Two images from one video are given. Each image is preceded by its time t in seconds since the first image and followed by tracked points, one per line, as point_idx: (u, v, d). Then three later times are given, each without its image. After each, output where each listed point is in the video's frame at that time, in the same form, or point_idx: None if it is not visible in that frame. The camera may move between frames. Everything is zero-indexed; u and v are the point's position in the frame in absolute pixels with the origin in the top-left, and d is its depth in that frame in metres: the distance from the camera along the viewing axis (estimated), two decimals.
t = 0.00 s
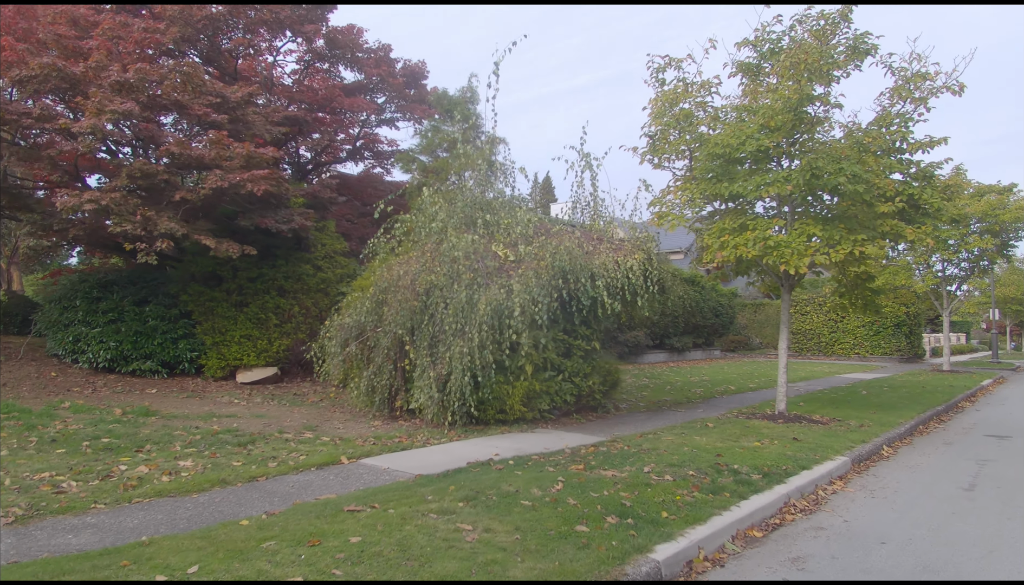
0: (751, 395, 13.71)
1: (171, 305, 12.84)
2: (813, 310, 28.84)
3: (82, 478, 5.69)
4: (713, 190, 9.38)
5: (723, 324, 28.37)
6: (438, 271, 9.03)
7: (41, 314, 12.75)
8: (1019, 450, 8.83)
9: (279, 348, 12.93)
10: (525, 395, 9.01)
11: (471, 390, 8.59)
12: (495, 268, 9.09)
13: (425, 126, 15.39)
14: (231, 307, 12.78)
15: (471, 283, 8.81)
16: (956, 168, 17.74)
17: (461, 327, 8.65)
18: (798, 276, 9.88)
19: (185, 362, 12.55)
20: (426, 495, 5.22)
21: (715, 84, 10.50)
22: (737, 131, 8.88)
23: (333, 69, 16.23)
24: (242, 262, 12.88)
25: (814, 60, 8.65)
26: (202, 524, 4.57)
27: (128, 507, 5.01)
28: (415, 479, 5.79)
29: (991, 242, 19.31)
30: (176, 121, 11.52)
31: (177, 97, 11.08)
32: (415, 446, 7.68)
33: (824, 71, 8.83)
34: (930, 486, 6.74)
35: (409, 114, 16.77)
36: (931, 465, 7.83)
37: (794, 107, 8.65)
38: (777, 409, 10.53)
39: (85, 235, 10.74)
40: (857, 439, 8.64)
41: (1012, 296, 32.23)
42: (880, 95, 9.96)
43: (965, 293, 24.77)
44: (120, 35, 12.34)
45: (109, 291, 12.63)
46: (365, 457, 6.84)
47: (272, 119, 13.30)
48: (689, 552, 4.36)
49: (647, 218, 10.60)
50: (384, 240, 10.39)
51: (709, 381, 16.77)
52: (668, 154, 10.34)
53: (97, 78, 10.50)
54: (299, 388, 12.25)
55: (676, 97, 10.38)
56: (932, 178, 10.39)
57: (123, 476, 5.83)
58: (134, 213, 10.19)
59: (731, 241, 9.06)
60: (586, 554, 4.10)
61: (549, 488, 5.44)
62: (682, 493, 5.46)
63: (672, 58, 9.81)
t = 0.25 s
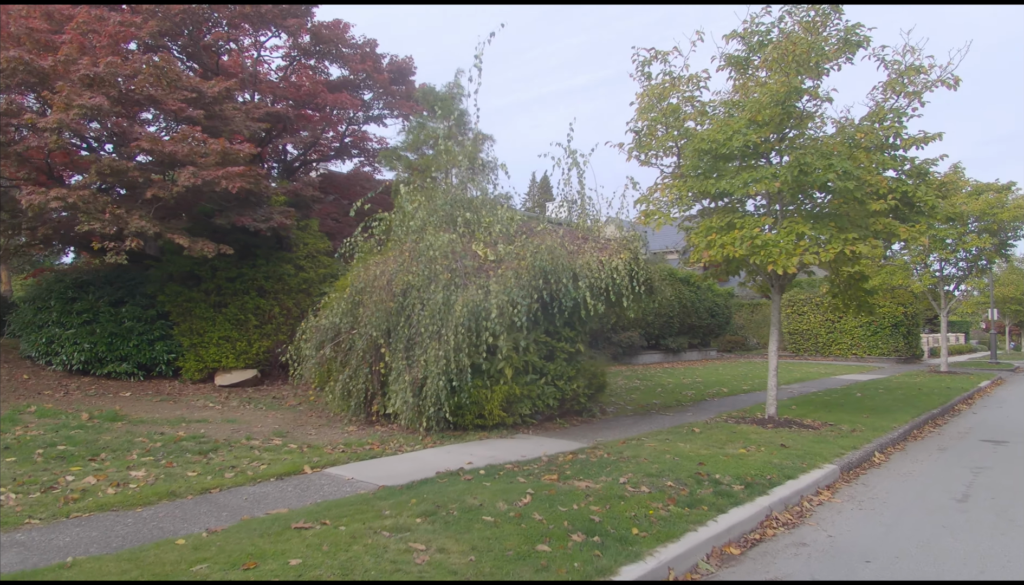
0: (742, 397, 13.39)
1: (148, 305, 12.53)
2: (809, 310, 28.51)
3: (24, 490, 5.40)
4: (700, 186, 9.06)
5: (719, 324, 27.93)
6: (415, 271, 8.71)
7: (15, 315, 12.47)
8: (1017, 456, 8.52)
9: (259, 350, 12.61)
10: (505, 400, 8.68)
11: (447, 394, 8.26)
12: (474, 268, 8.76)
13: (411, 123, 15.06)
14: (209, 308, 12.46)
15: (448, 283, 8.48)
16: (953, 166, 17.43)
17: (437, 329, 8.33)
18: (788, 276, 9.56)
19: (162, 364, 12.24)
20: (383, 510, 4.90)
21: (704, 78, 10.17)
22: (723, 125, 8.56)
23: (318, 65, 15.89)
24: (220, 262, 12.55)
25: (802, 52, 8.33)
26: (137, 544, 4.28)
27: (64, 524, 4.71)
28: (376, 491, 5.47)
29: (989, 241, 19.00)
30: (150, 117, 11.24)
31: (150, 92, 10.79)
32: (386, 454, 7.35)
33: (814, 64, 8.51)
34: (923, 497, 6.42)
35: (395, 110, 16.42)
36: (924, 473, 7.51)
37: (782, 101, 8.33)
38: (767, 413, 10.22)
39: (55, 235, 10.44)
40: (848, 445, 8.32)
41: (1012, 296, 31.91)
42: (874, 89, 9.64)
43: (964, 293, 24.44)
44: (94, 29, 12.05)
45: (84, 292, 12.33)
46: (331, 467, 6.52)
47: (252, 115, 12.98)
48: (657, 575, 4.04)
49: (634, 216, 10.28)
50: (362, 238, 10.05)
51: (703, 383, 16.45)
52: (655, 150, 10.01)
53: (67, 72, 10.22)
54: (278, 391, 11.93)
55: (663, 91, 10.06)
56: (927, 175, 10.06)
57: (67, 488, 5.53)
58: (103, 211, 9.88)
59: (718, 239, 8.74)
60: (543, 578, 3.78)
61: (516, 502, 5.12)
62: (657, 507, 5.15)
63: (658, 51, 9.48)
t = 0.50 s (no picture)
0: (735, 397, 13.05)
1: (124, 303, 12.22)
2: (807, 309, 28.20)
3: None
4: (688, 179, 8.70)
5: (715, 324, 27.52)
6: (390, 266, 8.36)
7: None
8: (1016, 459, 8.18)
9: (238, 349, 12.28)
10: (483, 400, 8.33)
11: (421, 394, 7.91)
12: (452, 263, 8.40)
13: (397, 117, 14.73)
14: (186, 305, 12.13)
15: (424, 279, 8.13)
16: (952, 162, 17.10)
17: (411, 327, 7.98)
18: (779, 272, 9.22)
19: (138, 363, 11.95)
20: (334, 519, 4.56)
21: (693, 67, 9.83)
22: (711, 114, 8.21)
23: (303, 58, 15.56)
24: (198, 258, 12.22)
25: (792, 37, 8.00)
26: (60, 556, 4.02)
27: None
28: (332, 498, 5.13)
29: (988, 239, 18.65)
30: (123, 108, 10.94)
31: (122, 82, 10.50)
32: (355, 456, 7.00)
33: (805, 50, 8.16)
34: (916, 502, 6.08)
35: (382, 105, 16.08)
36: (920, 477, 7.16)
37: (770, 87, 8.00)
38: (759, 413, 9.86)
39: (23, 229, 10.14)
40: (841, 447, 7.97)
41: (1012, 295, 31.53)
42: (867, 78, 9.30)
43: (963, 291, 24.08)
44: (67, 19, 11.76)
45: (58, 290, 12.03)
46: (292, 471, 6.18)
47: (231, 107, 12.65)
48: None
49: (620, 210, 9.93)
50: (338, 233, 9.70)
51: (696, 383, 16.13)
52: (642, 141, 9.67)
53: (35, 62, 9.94)
54: (255, 391, 11.60)
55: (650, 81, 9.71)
56: (923, 168, 9.71)
57: (4, 494, 5.23)
58: (70, 205, 9.57)
59: (706, 233, 8.39)
60: None
61: (479, 509, 4.78)
62: (629, 515, 4.81)
63: (645, 38, 9.13)
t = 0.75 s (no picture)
0: (728, 401, 12.71)
1: (100, 304, 11.91)
2: (806, 309, 27.84)
3: None
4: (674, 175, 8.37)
5: (713, 324, 27.14)
6: (364, 265, 8.02)
7: None
8: (1015, 467, 7.84)
9: (217, 351, 11.97)
10: (460, 406, 8.00)
11: (395, 400, 7.57)
12: (429, 262, 8.06)
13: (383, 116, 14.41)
14: (164, 306, 11.81)
15: (399, 279, 7.79)
16: (952, 159, 16.75)
17: (385, 329, 7.64)
18: (770, 271, 8.88)
19: (114, 366, 11.64)
20: (279, 538, 4.25)
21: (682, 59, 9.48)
22: (698, 107, 7.87)
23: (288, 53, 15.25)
24: (175, 258, 11.89)
25: (783, 26, 7.66)
26: None
27: None
28: (283, 513, 4.81)
29: (989, 238, 18.28)
30: (97, 104, 10.64)
31: (95, 77, 10.21)
32: (321, 465, 6.68)
33: (797, 41, 7.82)
34: (910, 516, 5.74)
35: (369, 101, 15.76)
36: (914, 487, 6.83)
37: (759, 79, 7.66)
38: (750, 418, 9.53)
39: None
40: (833, 454, 7.63)
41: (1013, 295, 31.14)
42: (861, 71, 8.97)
43: (964, 292, 23.71)
44: (42, 13, 11.48)
45: (32, 290, 11.72)
46: (250, 482, 5.86)
47: (211, 103, 12.34)
48: None
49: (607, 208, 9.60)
50: (314, 231, 9.37)
51: (690, 385, 15.79)
52: (629, 136, 9.34)
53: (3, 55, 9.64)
54: (234, 394, 11.28)
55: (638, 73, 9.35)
56: (919, 164, 9.37)
57: None
58: (37, 202, 9.27)
59: (692, 232, 8.06)
60: None
61: (437, 527, 4.45)
62: (598, 534, 4.47)
63: (632, 28, 8.78)
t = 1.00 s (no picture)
0: (720, 401, 12.39)
1: (76, 302, 11.62)
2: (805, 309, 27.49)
3: None
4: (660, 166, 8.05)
5: (710, 324, 26.79)
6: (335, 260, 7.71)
7: None
8: (1014, 470, 7.52)
9: (195, 350, 11.67)
10: (436, 406, 7.68)
11: (365, 400, 7.25)
12: (403, 256, 7.74)
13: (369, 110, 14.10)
14: (141, 304, 11.52)
15: (371, 275, 7.48)
16: (952, 154, 16.39)
17: (356, 327, 7.33)
18: (759, 267, 8.57)
19: (90, 365, 11.35)
20: (215, 549, 3.94)
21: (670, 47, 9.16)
22: (683, 96, 7.56)
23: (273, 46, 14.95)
24: (153, 254, 11.60)
25: (771, 11, 7.34)
26: None
27: None
28: (228, 522, 4.51)
29: (989, 236, 17.91)
30: (69, 96, 10.36)
31: (67, 68, 9.93)
32: (284, 468, 6.37)
33: (786, 25, 7.50)
34: (901, 524, 5.42)
35: (356, 95, 15.46)
36: (907, 492, 6.50)
37: (746, 66, 7.35)
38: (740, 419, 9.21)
39: None
40: (824, 457, 7.31)
41: (1016, 294, 30.73)
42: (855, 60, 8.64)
43: (965, 290, 23.34)
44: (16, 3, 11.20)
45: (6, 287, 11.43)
46: (204, 487, 5.55)
47: (190, 96, 12.06)
48: None
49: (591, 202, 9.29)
50: (289, 226, 9.06)
51: (683, 386, 15.48)
52: (614, 128, 9.03)
53: None
54: (211, 394, 10.99)
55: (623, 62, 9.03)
56: (915, 155, 9.03)
57: None
58: (2, 196, 8.98)
59: (677, 225, 7.74)
60: None
61: (387, 538, 4.14)
62: (561, 544, 4.15)
63: (616, 14, 8.47)
